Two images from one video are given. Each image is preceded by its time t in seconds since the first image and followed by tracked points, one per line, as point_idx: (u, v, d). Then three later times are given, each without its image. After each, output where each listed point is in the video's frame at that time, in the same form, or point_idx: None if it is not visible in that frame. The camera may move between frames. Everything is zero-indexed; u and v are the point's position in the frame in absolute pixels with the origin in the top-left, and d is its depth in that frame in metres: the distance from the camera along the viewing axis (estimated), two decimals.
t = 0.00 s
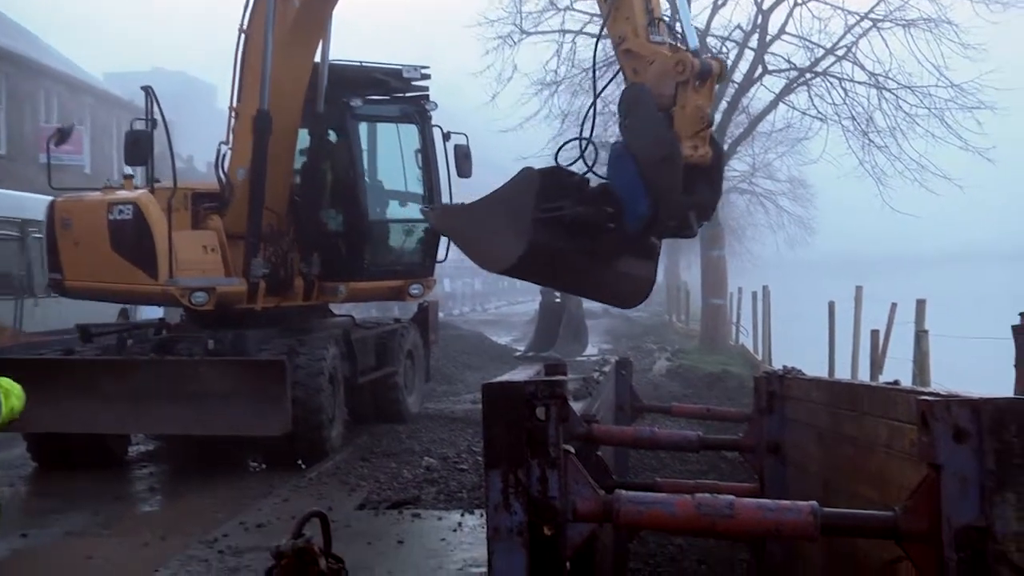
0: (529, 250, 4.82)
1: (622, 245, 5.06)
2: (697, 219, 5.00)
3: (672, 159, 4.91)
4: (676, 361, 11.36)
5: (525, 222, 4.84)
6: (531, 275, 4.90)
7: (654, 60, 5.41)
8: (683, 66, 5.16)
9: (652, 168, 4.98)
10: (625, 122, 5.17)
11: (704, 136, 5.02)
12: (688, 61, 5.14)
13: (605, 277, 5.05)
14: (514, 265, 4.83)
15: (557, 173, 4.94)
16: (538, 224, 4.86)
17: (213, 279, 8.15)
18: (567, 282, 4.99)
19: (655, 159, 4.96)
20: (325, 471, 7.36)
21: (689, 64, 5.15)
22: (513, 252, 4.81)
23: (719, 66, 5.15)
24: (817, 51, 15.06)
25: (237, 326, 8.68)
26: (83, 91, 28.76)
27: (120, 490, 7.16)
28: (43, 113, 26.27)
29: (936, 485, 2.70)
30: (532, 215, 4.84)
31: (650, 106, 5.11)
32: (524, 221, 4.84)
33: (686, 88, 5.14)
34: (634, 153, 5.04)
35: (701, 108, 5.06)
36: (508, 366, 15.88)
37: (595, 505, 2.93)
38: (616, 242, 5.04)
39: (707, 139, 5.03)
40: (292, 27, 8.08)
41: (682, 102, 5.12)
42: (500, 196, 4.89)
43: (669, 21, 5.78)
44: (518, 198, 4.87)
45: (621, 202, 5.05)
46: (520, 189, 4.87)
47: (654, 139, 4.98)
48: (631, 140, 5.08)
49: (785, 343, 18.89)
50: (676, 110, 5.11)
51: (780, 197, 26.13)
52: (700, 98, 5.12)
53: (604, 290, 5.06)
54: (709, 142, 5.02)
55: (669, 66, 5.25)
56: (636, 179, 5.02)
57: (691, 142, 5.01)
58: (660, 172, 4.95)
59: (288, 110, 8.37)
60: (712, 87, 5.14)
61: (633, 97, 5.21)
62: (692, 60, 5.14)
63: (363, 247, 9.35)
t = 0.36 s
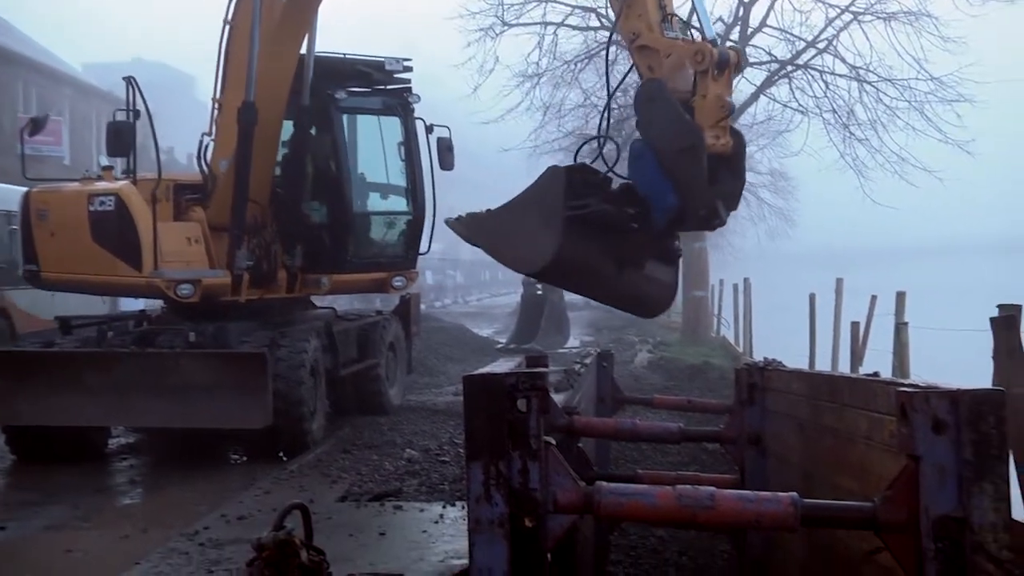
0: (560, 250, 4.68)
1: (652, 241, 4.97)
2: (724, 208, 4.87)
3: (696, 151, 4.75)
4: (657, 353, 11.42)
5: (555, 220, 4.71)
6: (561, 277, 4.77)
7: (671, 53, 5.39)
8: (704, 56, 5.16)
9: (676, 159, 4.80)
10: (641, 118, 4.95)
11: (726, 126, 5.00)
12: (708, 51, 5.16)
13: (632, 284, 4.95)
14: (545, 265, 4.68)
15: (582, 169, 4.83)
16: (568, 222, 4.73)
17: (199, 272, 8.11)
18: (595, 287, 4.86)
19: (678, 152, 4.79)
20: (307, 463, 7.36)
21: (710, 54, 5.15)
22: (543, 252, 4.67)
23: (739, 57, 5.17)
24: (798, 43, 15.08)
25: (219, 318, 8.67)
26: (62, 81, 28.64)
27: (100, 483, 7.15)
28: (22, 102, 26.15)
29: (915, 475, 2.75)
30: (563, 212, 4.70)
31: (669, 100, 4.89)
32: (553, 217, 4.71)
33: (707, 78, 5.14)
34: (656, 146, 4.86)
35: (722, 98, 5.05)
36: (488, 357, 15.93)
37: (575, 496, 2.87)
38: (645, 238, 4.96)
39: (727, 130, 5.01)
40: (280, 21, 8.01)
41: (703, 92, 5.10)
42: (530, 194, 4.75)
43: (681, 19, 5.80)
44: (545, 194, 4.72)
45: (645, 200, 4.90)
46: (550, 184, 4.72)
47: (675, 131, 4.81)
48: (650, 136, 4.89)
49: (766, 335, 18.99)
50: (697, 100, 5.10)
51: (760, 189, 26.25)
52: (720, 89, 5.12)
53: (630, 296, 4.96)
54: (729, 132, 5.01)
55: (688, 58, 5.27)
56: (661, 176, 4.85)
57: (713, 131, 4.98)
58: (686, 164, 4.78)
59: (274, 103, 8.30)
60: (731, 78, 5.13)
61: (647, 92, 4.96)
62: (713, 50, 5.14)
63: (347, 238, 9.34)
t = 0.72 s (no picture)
0: (587, 243, 4.60)
1: (674, 232, 4.93)
2: (741, 184, 4.95)
3: (707, 132, 4.74)
4: (639, 341, 11.47)
5: (581, 211, 4.64)
6: (586, 273, 4.67)
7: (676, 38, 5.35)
8: (710, 37, 5.12)
9: (688, 143, 4.80)
10: (646, 109, 4.91)
11: (734, 107, 5.04)
12: (714, 32, 5.12)
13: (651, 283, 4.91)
14: (572, 259, 4.59)
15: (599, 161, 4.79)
16: (592, 214, 4.67)
17: (184, 259, 8.05)
18: (617, 284, 4.79)
19: (689, 136, 4.78)
20: (289, 450, 7.37)
21: (715, 36, 5.12)
22: (570, 245, 4.58)
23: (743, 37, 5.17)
24: (780, 31, 15.12)
25: (203, 305, 8.65)
26: (41, 67, 28.51)
27: (82, 471, 7.14)
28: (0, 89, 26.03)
29: (894, 463, 2.69)
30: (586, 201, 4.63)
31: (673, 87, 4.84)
32: (577, 207, 4.64)
33: (713, 59, 5.12)
34: (665, 135, 4.85)
35: (729, 78, 5.05)
36: (471, 344, 15.97)
37: (558, 483, 2.78)
38: (668, 229, 4.91)
39: (735, 110, 5.05)
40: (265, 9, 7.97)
41: (709, 73, 5.09)
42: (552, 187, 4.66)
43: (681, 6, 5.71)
44: (570, 185, 4.63)
45: (662, 190, 4.91)
46: (572, 176, 4.64)
47: (682, 117, 4.81)
48: (657, 125, 4.86)
49: (748, 322, 19.09)
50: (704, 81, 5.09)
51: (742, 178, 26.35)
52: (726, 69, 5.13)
53: (649, 295, 4.92)
54: (737, 112, 5.05)
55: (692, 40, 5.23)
56: (675, 162, 4.85)
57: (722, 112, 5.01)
58: (699, 145, 4.78)
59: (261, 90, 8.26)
60: (738, 57, 5.13)
61: (650, 82, 4.89)
62: (718, 31, 5.11)
63: (330, 225, 9.34)
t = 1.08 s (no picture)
0: (596, 229, 4.61)
1: (683, 217, 4.79)
2: (746, 162, 4.80)
3: (705, 114, 4.70)
4: (622, 328, 11.50)
5: (589, 198, 4.69)
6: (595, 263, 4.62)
7: (671, 24, 5.29)
8: (705, 19, 5.11)
9: (687, 127, 4.75)
10: (643, 102, 4.92)
11: (730, 89, 5.02)
12: (708, 14, 5.11)
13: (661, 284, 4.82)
14: (581, 244, 4.57)
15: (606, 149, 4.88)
16: (601, 202, 4.71)
17: (169, 246, 8.01)
18: (629, 281, 4.71)
19: (687, 119, 4.75)
20: (272, 438, 7.36)
21: (711, 18, 5.11)
22: (580, 230, 4.59)
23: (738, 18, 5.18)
24: (764, 19, 15.11)
25: (185, 293, 8.62)
26: (20, 53, 28.35)
27: (63, 459, 7.12)
28: None
29: (874, 450, 2.56)
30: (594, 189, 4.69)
31: (669, 74, 4.86)
32: (587, 197, 4.68)
33: (709, 41, 5.11)
34: (663, 121, 4.82)
35: (726, 59, 5.05)
36: (454, 332, 16.02)
37: (542, 471, 2.63)
38: (678, 215, 4.79)
39: (733, 91, 5.03)
40: None
41: (706, 55, 5.07)
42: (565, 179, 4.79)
43: None
44: (576, 175, 4.70)
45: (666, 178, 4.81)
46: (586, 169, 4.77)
47: (679, 103, 4.81)
48: (654, 113, 4.85)
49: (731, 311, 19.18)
50: (701, 62, 5.07)
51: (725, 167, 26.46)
52: (722, 51, 5.11)
53: (661, 297, 4.83)
54: (735, 93, 5.03)
55: (686, 25, 5.24)
56: (675, 147, 4.79)
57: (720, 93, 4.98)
58: (699, 127, 4.72)
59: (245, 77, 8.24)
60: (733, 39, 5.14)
61: (643, 74, 4.93)
62: (713, 13, 5.11)
63: (314, 213, 9.30)
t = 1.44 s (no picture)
0: (601, 210, 4.53)
1: (681, 202, 4.89)
2: (738, 142, 4.93)
3: (694, 100, 4.78)
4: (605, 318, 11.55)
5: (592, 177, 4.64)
6: (601, 245, 4.53)
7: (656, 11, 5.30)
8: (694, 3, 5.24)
9: (677, 113, 4.82)
10: (631, 92, 4.94)
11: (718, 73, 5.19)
12: None
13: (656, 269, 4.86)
14: (589, 225, 4.47)
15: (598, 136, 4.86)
16: (602, 183, 4.67)
17: (153, 236, 7.97)
18: (629, 264, 4.68)
19: (677, 105, 4.82)
20: (255, 428, 7.34)
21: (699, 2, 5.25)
22: (586, 211, 4.50)
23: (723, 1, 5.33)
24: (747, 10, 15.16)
25: (168, 282, 8.58)
26: None
27: (45, 450, 7.09)
28: None
29: (856, 439, 2.44)
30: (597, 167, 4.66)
31: (652, 64, 4.89)
32: (589, 175, 4.63)
33: (698, 24, 5.25)
34: (653, 111, 4.87)
35: (714, 44, 5.21)
36: (438, 322, 16.04)
37: (524, 461, 2.54)
38: (675, 202, 4.88)
39: (721, 76, 5.21)
40: None
41: (695, 39, 5.22)
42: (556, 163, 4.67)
43: None
44: (577, 154, 4.67)
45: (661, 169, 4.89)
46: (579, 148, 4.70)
47: (666, 91, 4.84)
48: (643, 104, 4.89)
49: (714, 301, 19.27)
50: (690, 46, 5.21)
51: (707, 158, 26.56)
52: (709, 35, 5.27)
53: (656, 281, 4.86)
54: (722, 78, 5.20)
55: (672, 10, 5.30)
56: (668, 135, 4.85)
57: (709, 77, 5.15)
58: (689, 112, 4.80)
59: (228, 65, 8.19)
60: (719, 23, 5.31)
61: (628, 65, 4.94)
62: None
63: (297, 203, 9.28)
